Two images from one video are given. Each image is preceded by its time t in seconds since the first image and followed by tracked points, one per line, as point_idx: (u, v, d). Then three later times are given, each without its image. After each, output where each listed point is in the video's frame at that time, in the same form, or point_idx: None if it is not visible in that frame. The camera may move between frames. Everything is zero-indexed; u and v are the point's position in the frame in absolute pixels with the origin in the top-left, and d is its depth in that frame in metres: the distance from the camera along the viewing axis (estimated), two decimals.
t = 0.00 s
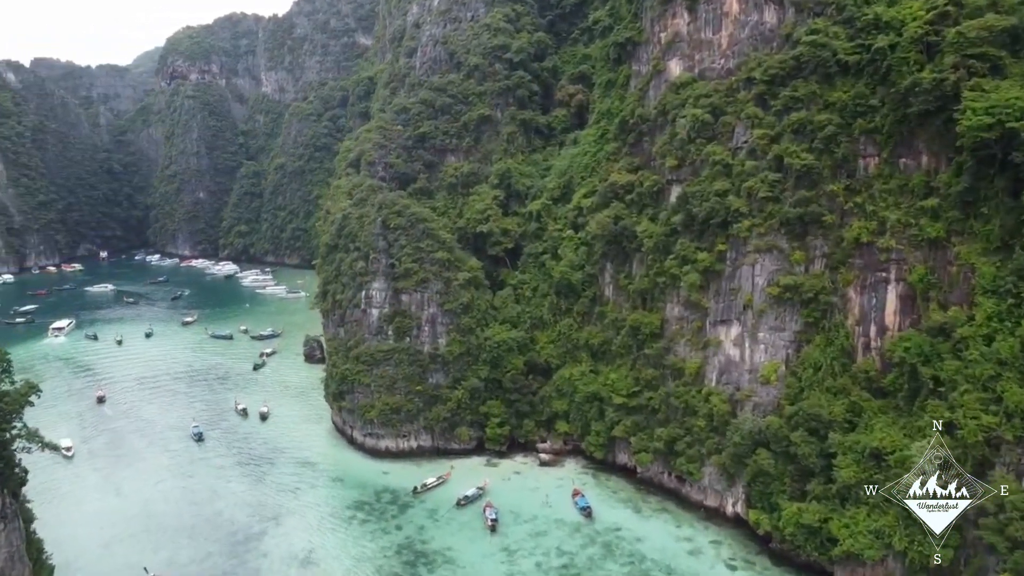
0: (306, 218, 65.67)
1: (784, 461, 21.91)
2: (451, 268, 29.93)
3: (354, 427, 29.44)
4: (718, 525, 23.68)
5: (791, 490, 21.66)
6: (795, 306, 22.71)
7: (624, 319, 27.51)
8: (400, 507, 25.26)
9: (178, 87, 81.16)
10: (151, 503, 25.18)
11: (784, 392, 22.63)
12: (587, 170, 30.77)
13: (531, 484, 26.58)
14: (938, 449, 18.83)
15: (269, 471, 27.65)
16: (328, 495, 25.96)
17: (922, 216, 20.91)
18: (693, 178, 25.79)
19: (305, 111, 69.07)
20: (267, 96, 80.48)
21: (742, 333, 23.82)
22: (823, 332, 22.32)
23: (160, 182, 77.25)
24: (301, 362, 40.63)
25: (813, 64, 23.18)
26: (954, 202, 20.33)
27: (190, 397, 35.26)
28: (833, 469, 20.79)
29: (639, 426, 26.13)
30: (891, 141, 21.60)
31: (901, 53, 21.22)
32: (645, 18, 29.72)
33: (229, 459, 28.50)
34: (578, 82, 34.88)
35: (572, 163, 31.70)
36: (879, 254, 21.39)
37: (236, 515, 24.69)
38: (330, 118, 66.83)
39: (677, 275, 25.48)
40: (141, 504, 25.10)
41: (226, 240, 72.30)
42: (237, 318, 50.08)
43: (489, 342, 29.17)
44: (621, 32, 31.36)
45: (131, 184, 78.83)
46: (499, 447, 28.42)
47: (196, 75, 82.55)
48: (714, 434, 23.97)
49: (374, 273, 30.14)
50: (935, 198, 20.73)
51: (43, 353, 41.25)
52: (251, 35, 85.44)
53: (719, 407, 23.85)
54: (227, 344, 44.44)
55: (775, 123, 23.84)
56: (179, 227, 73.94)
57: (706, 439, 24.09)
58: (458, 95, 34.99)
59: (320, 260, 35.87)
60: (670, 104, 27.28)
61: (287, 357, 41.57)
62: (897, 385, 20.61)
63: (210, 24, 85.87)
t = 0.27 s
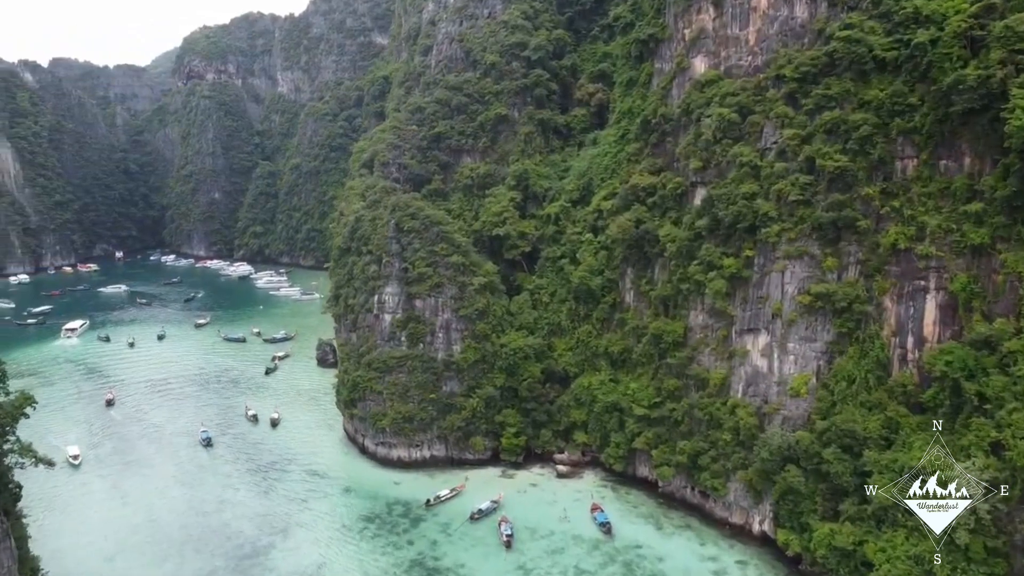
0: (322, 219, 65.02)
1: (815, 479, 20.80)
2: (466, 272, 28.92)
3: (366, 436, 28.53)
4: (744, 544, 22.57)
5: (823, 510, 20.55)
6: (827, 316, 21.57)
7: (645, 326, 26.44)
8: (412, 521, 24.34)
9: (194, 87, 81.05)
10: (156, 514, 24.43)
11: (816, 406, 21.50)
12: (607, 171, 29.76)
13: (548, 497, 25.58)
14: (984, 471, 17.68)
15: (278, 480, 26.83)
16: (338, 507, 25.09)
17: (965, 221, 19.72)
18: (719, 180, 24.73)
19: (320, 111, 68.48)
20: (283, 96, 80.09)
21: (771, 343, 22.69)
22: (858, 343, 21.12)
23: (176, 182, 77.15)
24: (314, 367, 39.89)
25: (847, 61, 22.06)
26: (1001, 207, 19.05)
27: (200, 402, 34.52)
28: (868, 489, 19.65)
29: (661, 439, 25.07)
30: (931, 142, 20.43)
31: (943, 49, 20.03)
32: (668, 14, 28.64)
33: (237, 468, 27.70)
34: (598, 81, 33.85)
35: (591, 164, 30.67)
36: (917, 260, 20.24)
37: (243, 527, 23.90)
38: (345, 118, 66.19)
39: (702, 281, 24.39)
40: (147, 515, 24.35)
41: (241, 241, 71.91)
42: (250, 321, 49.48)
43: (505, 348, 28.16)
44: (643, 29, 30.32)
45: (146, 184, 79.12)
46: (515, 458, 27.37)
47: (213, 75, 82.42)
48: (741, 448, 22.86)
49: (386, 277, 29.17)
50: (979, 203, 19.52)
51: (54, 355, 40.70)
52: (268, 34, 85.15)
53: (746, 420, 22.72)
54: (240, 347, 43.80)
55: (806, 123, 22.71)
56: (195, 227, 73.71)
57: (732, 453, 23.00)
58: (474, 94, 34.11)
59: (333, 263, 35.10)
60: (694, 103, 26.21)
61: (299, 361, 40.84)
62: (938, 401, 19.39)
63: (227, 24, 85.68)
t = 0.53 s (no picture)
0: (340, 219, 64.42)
1: (852, 500, 19.61)
2: (485, 276, 27.92)
3: (381, 444, 27.69)
4: (775, 565, 21.45)
5: (860, 533, 19.36)
6: (865, 326, 20.33)
7: (671, 335, 25.37)
8: (428, 535, 23.44)
9: (214, 87, 80.95)
10: (165, 524, 23.75)
11: (853, 421, 20.32)
12: (631, 172, 28.71)
13: (569, 511, 24.57)
14: None
15: (290, 490, 26.06)
16: (351, 520, 24.26)
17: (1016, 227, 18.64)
18: (749, 182, 23.60)
19: (339, 110, 67.93)
20: (302, 95, 79.69)
21: (805, 354, 21.53)
22: (899, 355, 19.94)
23: (195, 182, 77.05)
24: (330, 371, 39.18)
25: (888, 57, 20.94)
26: None
27: (214, 407, 33.85)
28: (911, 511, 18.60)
29: (687, 452, 24.00)
30: (979, 142, 19.33)
31: (993, 44, 18.99)
32: (696, 9, 27.54)
33: (249, 476, 26.97)
34: (622, 79, 32.79)
35: (615, 164, 29.62)
36: (964, 268, 19.18)
37: (253, 540, 23.16)
38: (365, 117, 65.72)
39: (731, 288, 23.27)
40: (155, 525, 23.67)
41: (259, 241, 71.56)
42: (266, 323, 48.91)
43: (524, 356, 27.15)
44: (669, 25, 29.24)
45: (165, 183, 79.04)
46: (534, 470, 26.36)
47: (232, 74, 82.29)
48: (772, 464, 21.73)
49: (402, 282, 28.26)
50: None
51: (69, 357, 40.24)
52: (287, 34, 84.86)
53: (778, 435, 21.56)
54: (255, 350, 43.19)
55: (843, 122, 21.50)
56: (213, 227, 73.51)
57: (762, 469, 21.87)
58: (494, 92, 33.18)
59: (348, 266, 34.33)
60: (724, 101, 25.06)
61: (315, 365, 40.15)
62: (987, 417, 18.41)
63: (247, 24, 85.50)
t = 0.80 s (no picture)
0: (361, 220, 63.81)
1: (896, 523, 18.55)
2: (507, 281, 26.93)
3: (399, 453, 26.85)
4: None
5: (905, 560, 18.33)
6: (911, 338, 19.19)
7: (701, 343, 24.26)
8: (446, 550, 22.51)
9: (237, 86, 80.93)
10: (177, 536, 23.10)
11: (897, 439, 19.13)
12: (659, 174, 27.63)
13: (593, 526, 23.55)
14: None
15: (305, 500, 25.32)
16: (366, 533, 23.42)
17: None
18: (785, 184, 22.42)
19: (361, 109, 67.35)
20: (324, 94, 79.31)
21: (845, 366, 20.32)
22: (947, 369, 18.76)
23: (218, 182, 77.07)
24: (348, 375, 38.48)
25: (937, 52, 19.72)
26: None
27: (230, 412, 33.25)
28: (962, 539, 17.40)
29: (718, 468, 22.88)
30: None
31: None
32: (728, 2, 26.37)
33: (264, 485, 26.28)
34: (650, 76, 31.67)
35: (642, 164, 28.53)
36: (1019, 277, 17.83)
37: (266, 553, 22.44)
38: (386, 117, 64.64)
39: (766, 296, 22.13)
40: (166, 536, 23.02)
41: (281, 242, 71.27)
42: (286, 324, 48.42)
43: (547, 364, 26.14)
44: (700, 19, 28.08)
45: (188, 183, 79.47)
46: (556, 482, 25.35)
47: (255, 74, 82.22)
48: (809, 483, 20.56)
49: (421, 287, 27.41)
50: None
51: (88, 359, 39.95)
52: (310, 33, 84.61)
53: (817, 452, 20.37)
54: (275, 352, 42.66)
55: (887, 121, 20.27)
56: (235, 227, 73.43)
57: (798, 488, 20.69)
58: (517, 91, 32.22)
59: (367, 269, 33.57)
60: (759, 99, 23.87)
61: (334, 368, 39.49)
62: None
63: (270, 23, 85.39)
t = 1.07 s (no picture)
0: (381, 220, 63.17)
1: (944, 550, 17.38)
2: (529, 286, 25.93)
3: (416, 463, 25.96)
4: None
5: None
6: (960, 352, 18.04)
7: (732, 353, 23.12)
8: (463, 566, 21.53)
9: (259, 86, 80.86)
10: (187, 548, 22.36)
11: (945, 458, 17.89)
12: (688, 174, 26.42)
13: (617, 543, 22.43)
14: None
15: (319, 512, 24.52)
16: (381, 547, 22.54)
17: None
18: (823, 187, 21.22)
19: (382, 109, 66.78)
20: (346, 94, 78.91)
21: (888, 380, 19.13)
22: (999, 386, 17.64)
23: (240, 181, 76.99)
24: (366, 379, 37.76)
25: (990, 46, 18.57)
26: None
27: (246, 417, 32.59)
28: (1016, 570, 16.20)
29: (749, 484, 21.70)
30: None
31: None
32: None
33: (277, 495, 25.52)
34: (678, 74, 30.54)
35: (670, 165, 27.43)
36: None
37: (278, 568, 21.63)
38: (407, 116, 63.76)
39: (802, 305, 20.97)
40: (176, 548, 22.30)
41: (301, 242, 70.93)
42: (304, 326, 47.86)
43: (570, 372, 25.12)
44: (731, 14, 26.92)
45: (210, 183, 80.14)
46: (578, 496, 24.28)
47: (277, 73, 82.10)
48: (848, 504, 19.34)
49: (440, 291, 26.41)
50: None
51: (105, 360, 39.56)
52: (332, 32, 84.36)
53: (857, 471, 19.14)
54: (292, 355, 42.08)
55: (935, 119, 19.08)
56: (256, 226, 73.26)
57: (836, 509, 19.45)
58: (540, 89, 31.27)
59: (385, 271, 32.81)
60: (795, 97, 22.66)
61: (351, 372, 38.80)
62: None
63: (292, 22, 85.27)
